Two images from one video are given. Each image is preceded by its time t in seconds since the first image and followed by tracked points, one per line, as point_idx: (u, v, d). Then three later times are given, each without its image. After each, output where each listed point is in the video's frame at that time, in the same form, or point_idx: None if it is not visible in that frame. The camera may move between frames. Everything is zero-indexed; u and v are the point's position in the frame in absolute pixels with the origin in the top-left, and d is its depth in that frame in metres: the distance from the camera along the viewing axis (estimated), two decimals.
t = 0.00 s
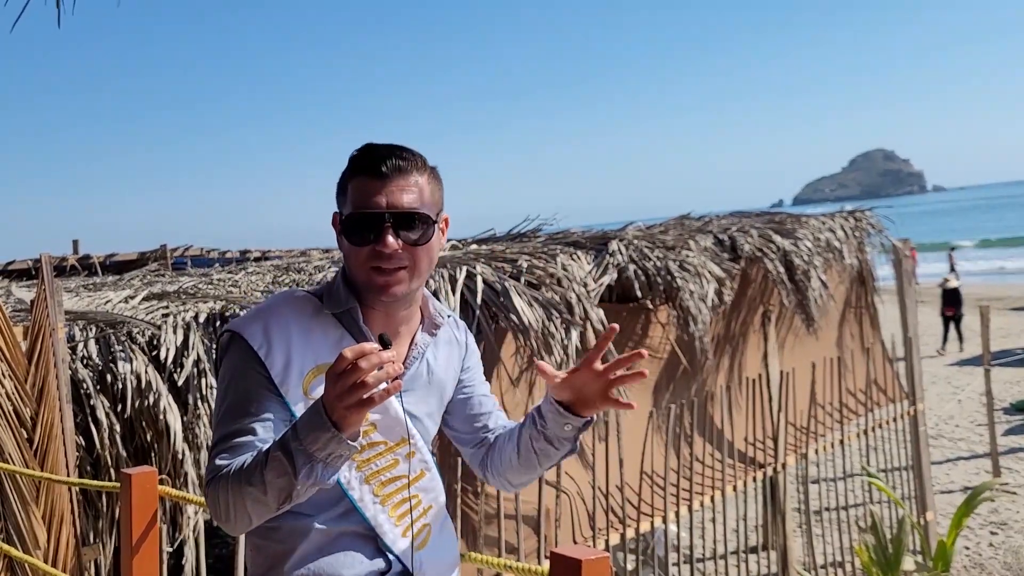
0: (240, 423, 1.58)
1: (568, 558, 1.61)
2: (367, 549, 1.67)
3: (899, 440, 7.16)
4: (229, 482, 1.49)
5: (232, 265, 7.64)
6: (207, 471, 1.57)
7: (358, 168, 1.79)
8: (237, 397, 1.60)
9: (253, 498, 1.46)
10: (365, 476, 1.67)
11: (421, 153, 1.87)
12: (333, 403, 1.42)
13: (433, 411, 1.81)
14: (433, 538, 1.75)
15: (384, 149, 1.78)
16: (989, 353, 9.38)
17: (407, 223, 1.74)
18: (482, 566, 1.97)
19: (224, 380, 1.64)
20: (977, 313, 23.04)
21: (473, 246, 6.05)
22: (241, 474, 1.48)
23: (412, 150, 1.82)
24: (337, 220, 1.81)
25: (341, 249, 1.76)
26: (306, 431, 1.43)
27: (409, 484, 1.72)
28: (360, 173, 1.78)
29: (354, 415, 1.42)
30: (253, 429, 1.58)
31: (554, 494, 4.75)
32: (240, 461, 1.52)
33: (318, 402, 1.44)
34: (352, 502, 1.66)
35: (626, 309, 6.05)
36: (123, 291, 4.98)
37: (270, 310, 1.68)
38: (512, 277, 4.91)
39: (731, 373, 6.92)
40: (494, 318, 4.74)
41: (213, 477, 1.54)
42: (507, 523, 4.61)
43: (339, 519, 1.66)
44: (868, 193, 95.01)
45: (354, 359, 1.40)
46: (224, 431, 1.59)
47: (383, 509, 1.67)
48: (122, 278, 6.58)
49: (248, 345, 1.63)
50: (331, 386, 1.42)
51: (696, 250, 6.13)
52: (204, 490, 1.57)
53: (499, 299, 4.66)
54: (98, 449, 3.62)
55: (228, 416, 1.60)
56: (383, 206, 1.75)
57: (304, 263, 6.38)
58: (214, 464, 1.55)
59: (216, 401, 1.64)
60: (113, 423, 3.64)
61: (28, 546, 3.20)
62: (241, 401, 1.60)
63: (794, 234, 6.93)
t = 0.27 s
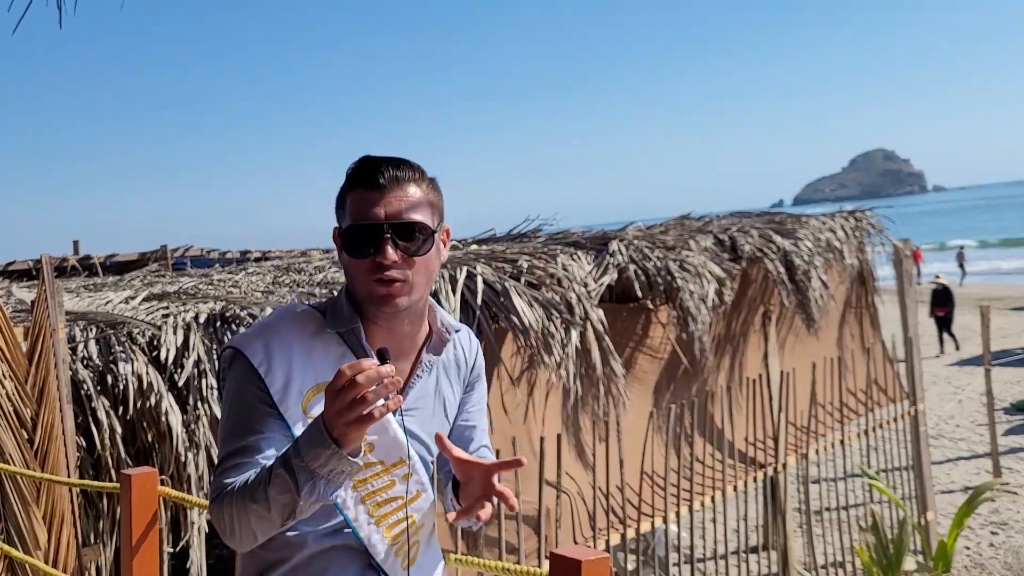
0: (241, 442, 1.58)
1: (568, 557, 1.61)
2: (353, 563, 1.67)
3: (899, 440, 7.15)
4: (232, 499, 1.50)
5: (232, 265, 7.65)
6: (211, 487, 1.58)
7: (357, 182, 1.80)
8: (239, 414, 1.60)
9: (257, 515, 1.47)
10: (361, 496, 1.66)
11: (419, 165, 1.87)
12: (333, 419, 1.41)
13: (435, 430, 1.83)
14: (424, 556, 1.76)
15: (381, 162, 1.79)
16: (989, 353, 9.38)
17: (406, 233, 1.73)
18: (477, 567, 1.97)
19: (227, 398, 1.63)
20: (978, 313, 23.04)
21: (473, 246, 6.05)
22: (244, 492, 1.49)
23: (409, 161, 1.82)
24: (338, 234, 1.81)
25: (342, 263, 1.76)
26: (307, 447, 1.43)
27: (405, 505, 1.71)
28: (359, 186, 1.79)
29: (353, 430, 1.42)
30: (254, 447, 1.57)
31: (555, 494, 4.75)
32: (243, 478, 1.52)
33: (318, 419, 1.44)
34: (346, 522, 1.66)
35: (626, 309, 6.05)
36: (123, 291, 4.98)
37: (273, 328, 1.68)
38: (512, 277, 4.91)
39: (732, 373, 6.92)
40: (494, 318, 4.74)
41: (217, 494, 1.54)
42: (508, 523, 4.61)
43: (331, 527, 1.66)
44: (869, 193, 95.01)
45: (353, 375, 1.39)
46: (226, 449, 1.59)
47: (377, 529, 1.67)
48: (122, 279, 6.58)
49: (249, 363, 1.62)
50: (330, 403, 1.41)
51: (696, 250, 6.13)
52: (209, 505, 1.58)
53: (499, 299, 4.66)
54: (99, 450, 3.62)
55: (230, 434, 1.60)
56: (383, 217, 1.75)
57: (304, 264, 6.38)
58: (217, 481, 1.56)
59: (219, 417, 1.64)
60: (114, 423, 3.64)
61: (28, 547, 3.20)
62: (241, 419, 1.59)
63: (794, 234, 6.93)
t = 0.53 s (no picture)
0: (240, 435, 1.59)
1: (565, 557, 1.62)
2: (351, 557, 1.68)
3: (898, 439, 7.17)
4: (230, 493, 1.51)
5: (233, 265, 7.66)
6: (209, 481, 1.59)
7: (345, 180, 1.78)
8: (237, 408, 1.61)
9: (254, 510, 1.48)
10: (359, 491, 1.67)
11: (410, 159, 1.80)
12: (333, 418, 1.44)
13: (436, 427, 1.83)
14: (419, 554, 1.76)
15: (362, 161, 1.74)
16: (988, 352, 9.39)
17: (377, 238, 1.69)
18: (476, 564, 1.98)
19: (226, 391, 1.64)
20: (977, 313, 23.07)
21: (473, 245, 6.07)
22: (242, 486, 1.49)
23: (395, 157, 1.76)
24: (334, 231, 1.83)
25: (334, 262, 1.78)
26: (308, 444, 1.45)
27: (403, 501, 1.71)
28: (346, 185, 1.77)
29: (353, 429, 1.45)
30: (253, 440, 1.58)
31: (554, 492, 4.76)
32: (241, 473, 1.53)
33: (318, 417, 1.46)
34: (343, 516, 1.67)
35: (626, 308, 6.06)
36: (124, 291, 4.99)
37: (273, 324, 1.69)
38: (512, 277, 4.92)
39: (731, 373, 6.93)
40: (494, 318, 4.75)
41: (215, 488, 1.55)
42: (507, 522, 4.62)
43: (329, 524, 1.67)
44: (868, 192, 95.05)
45: (355, 374, 1.44)
46: (225, 443, 1.60)
47: (376, 524, 1.68)
48: (122, 278, 6.59)
49: (249, 358, 1.63)
50: (332, 400, 1.44)
51: (695, 249, 6.15)
52: (207, 499, 1.59)
53: (498, 299, 4.68)
54: (100, 449, 3.63)
55: (229, 427, 1.60)
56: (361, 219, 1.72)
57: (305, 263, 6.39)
58: (215, 475, 1.57)
59: (217, 412, 1.65)
60: (115, 423, 3.65)
61: (29, 546, 3.21)
62: (240, 412, 1.60)
63: (794, 233, 6.94)
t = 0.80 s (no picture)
0: (228, 417, 1.60)
1: (566, 556, 1.62)
2: (352, 545, 1.67)
3: (898, 438, 7.17)
4: (218, 476, 1.51)
5: (233, 264, 7.66)
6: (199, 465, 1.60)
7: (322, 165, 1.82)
8: (225, 392, 1.63)
9: (243, 493, 1.48)
10: (348, 468, 1.68)
11: (382, 141, 1.83)
12: (317, 398, 1.43)
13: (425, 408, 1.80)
14: (417, 533, 1.76)
15: (335, 144, 1.79)
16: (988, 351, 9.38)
17: (347, 213, 1.71)
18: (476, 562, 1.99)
19: (212, 378, 1.66)
20: (977, 312, 23.07)
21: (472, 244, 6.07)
22: (230, 469, 1.50)
23: (365, 137, 1.80)
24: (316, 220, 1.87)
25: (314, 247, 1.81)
26: (294, 425, 1.45)
27: (393, 477, 1.72)
28: (321, 169, 1.81)
29: (336, 409, 1.43)
30: (241, 422, 1.59)
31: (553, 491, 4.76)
32: (231, 454, 1.54)
33: (303, 397, 1.46)
34: (335, 495, 1.67)
35: (626, 308, 6.06)
36: (124, 291, 4.99)
37: (255, 308, 1.71)
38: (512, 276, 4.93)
39: (731, 372, 6.94)
40: (493, 316, 4.74)
41: (204, 470, 1.56)
42: (508, 521, 4.63)
43: (328, 516, 1.67)
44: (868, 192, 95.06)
45: (336, 353, 1.41)
46: (213, 426, 1.61)
47: (367, 502, 1.68)
48: (122, 278, 6.59)
49: (232, 341, 1.65)
50: (314, 381, 1.43)
51: (696, 249, 6.14)
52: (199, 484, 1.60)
53: (498, 297, 4.68)
54: (100, 448, 3.63)
55: (217, 411, 1.62)
56: (335, 198, 1.75)
57: (304, 262, 6.39)
58: (204, 457, 1.58)
59: (206, 398, 1.67)
60: (115, 422, 3.65)
61: (29, 545, 3.21)
62: (227, 396, 1.62)
63: (794, 232, 6.94)
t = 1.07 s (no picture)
0: (228, 418, 1.62)
1: (568, 556, 1.63)
2: (360, 544, 1.70)
3: (898, 438, 7.18)
4: (218, 477, 1.53)
5: (235, 264, 7.68)
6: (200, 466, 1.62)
7: (339, 156, 1.83)
8: (225, 393, 1.64)
9: (243, 493, 1.50)
10: (355, 466, 1.70)
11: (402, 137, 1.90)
12: (317, 399, 1.43)
13: (429, 405, 1.83)
14: (425, 529, 1.79)
15: (362, 134, 1.82)
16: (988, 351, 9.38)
17: (389, 203, 1.77)
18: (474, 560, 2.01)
19: (212, 378, 1.68)
20: (977, 312, 23.08)
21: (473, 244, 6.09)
22: (229, 469, 1.52)
23: (392, 133, 1.86)
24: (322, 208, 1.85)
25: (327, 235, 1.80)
26: (292, 425, 1.46)
27: (398, 474, 1.75)
28: (342, 158, 1.82)
29: (336, 410, 1.43)
30: (240, 423, 1.61)
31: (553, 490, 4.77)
32: (229, 455, 1.56)
33: (303, 398, 1.46)
34: (342, 493, 1.69)
35: (626, 308, 6.07)
36: (127, 290, 5.00)
37: (256, 307, 1.72)
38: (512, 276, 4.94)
39: (731, 372, 6.95)
40: (494, 316, 4.76)
41: (203, 471, 1.58)
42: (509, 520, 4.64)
43: (335, 516, 1.69)
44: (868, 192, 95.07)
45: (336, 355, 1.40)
46: (213, 427, 1.63)
47: (374, 499, 1.71)
48: (125, 277, 6.61)
49: (234, 342, 1.66)
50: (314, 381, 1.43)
51: (696, 249, 6.16)
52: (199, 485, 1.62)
53: (499, 297, 4.69)
54: (102, 447, 3.65)
55: (217, 412, 1.64)
56: (372, 186, 1.78)
57: (306, 262, 6.41)
58: (204, 458, 1.60)
59: (206, 399, 1.69)
60: (117, 422, 3.66)
61: (33, 543, 3.23)
62: (228, 395, 1.64)
63: (794, 232, 6.96)
